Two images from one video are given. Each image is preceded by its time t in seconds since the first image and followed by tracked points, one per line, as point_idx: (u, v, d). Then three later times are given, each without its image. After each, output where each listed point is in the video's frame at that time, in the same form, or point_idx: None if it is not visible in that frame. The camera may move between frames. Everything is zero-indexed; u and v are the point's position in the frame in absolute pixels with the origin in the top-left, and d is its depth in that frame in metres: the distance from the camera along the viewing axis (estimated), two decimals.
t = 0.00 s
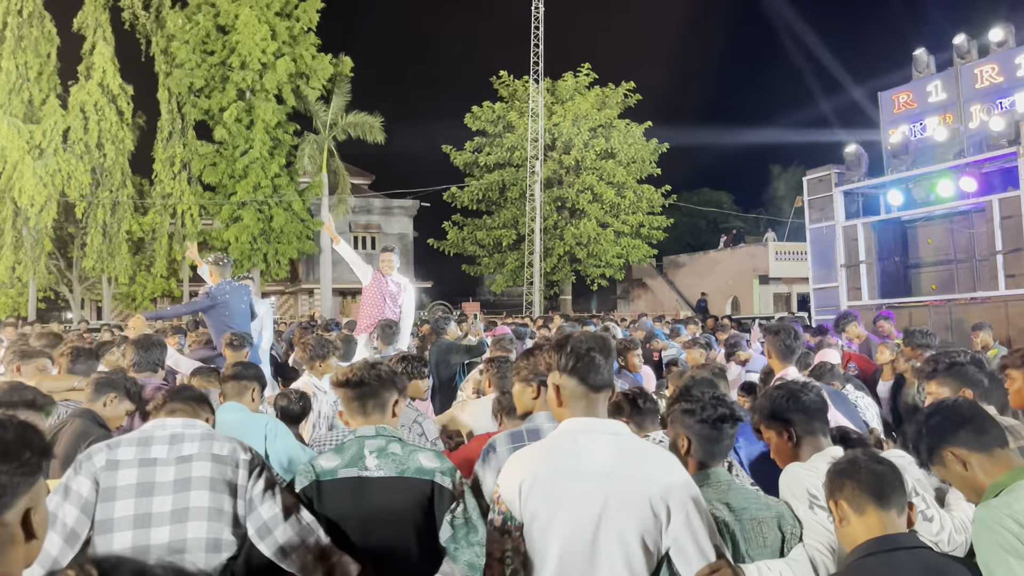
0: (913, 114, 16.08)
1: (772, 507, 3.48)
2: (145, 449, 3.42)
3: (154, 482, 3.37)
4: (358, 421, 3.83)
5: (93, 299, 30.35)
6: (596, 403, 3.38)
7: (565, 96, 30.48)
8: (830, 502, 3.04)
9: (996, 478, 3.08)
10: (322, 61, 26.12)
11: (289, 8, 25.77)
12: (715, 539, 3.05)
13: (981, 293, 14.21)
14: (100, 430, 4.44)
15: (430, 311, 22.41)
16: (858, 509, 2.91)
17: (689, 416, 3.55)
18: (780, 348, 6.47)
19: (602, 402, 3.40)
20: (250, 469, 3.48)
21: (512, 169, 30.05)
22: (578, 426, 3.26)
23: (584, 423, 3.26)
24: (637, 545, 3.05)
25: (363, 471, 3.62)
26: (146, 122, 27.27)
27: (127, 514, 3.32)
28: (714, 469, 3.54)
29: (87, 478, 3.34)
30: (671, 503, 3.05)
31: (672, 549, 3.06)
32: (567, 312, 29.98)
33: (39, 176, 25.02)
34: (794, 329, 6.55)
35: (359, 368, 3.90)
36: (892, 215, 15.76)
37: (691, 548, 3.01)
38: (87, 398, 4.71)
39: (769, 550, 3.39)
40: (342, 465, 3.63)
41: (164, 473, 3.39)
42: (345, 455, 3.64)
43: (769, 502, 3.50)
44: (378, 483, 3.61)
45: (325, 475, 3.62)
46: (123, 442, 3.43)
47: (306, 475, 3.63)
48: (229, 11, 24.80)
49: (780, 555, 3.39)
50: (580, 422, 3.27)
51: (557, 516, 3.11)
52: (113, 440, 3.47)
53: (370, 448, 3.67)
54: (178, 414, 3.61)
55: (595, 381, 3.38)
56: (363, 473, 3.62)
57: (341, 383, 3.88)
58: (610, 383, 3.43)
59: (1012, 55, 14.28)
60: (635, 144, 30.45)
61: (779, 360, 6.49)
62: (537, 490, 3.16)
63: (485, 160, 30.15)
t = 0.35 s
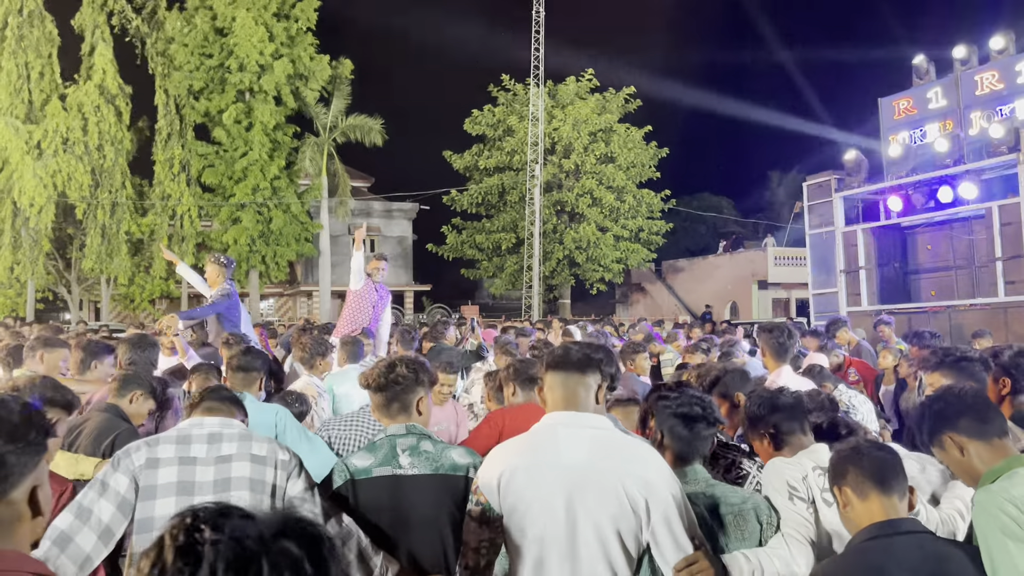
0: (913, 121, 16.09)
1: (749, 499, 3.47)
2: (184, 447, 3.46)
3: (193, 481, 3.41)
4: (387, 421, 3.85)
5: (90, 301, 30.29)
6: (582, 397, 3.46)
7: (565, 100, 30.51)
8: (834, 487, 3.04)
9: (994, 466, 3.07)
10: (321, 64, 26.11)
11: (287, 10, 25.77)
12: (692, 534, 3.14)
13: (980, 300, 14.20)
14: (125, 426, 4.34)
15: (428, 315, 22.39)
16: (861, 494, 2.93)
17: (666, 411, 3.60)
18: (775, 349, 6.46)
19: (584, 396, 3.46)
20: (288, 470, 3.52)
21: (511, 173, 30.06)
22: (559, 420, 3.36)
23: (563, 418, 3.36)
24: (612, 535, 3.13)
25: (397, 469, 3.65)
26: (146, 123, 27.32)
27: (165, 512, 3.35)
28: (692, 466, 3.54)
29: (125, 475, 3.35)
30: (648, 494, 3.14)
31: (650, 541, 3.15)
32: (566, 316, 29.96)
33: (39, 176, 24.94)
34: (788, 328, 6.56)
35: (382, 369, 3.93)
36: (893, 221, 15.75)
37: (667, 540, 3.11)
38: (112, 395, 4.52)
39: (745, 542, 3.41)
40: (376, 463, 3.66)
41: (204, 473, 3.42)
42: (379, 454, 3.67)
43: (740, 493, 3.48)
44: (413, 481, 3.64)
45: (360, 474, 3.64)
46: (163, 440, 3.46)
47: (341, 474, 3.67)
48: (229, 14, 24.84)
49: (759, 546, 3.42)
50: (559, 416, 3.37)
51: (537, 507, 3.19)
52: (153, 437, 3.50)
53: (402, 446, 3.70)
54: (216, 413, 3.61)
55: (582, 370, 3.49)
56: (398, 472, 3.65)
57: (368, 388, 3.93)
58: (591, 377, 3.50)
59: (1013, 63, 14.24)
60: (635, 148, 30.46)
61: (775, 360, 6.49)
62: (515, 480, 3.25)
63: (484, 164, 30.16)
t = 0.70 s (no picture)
0: (904, 129, 16.19)
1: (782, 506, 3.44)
2: (190, 451, 3.61)
3: (200, 484, 3.58)
4: (392, 423, 4.01)
5: (80, 304, 30.14)
6: (617, 396, 3.62)
7: (559, 107, 30.57)
8: (903, 490, 3.05)
9: None
10: (314, 69, 26.03)
11: (279, 14, 25.71)
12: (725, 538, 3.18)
13: (969, 308, 14.30)
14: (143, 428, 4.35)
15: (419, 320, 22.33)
16: (933, 499, 2.94)
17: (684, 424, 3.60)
18: (795, 356, 6.51)
19: (621, 395, 3.63)
20: (292, 469, 3.72)
21: (504, 179, 30.08)
22: (593, 421, 3.47)
23: (598, 419, 3.47)
24: (641, 533, 3.17)
25: (402, 470, 3.78)
26: (138, 126, 27.25)
27: (175, 515, 3.53)
28: (720, 478, 3.54)
29: (134, 480, 3.51)
30: (677, 495, 3.20)
31: (679, 545, 3.17)
32: (558, 322, 29.96)
33: (29, 179, 24.99)
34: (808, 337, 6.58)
35: (388, 374, 4.10)
36: (883, 229, 15.83)
37: (695, 545, 3.15)
38: (128, 399, 4.60)
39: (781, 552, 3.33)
40: (381, 465, 3.78)
41: (210, 476, 3.59)
42: (384, 456, 3.80)
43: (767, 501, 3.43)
44: (416, 482, 3.76)
45: (366, 475, 3.76)
46: (168, 444, 3.61)
47: (347, 475, 3.78)
48: (221, 17, 24.74)
49: (793, 552, 3.36)
50: (594, 418, 3.48)
51: (567, 499, 3.27)
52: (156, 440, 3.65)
53: (406, 448, 3.84)
54: (215, 415, 3.76)
55: (616, 376, 3.66)
56: (403, 472, 3.78)
57: (374, 392, 4.09)
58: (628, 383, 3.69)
59: (1002, 73, 14.39)
60: (628, 155, 30.53)
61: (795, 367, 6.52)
62: (546, 475, 3.33)
63: (477, 170, 30.17)
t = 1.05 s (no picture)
0: (890, 138, 16.30)
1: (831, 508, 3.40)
2: (178, 449, 3.63)
3: (188, 479, 3.59)
4: (377, 421, 4.17)
5: (65, 309, 29.93)
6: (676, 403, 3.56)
7: (548, 114, 30.65)
8: (975, 495, 3.09)
9: None
10: (304, 74, 25.99)
11: (270, 19, 25.68)
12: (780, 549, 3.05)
13: (953, 315, 14.44)
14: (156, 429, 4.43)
15: (406, 326, 22.31)
16: (1004, 506, 3.01)
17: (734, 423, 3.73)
18: (805, 355, 6.60)
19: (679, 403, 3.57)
20: (278, 466, 3.73)
21: (493, 186, 30.10)
22: (633, 433, 3.34)
23: (637, 431, 3.33)
24: (693, 548, 3.04)
25: (380, 470, 3.78)
26: (124, 129, 27.14)
27: (163, 510, 3.53)
28: (766, 479, 3.61)
29: (124, 477, 3.51)
30: (729, 507, 3.05)
31: (734, 556, 3.04)
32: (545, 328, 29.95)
33: (14, 182, 24.97)
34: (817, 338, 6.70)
35: (374, 373, 4.23)
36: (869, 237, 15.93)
37: (753, 555, 3.01)
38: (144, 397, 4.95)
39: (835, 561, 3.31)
40: (362, 464, 3.79)
41: (197, 473, 3.60)
42: (364, 455, 3.81)
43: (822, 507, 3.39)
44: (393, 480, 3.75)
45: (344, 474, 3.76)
46: (157, 443, 3.62)
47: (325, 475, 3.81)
48: (211, 20, 24.69)
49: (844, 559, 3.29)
50: (637, 429, 3.34)
51: (613, 514, 3.14)
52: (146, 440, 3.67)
53: (387, 447, 3.86)
54: (201, 418, 3.84)
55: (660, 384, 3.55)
56: (380, 471, 3.78)
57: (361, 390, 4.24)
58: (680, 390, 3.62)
59: (986, 83, 14.54)
60: (616, 163, 30.63)
61: (806, 368, 6.59)
62: (592, 491, 3.22)
63: (466, 177, 30.18)
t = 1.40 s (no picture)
0: (877, 145, 16.43)
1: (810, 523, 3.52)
2: (194, 457, 3.60)
3: (205, 487, 3.57)
4: (388, 427, 4.19)
5: (51, 313, 29.70)
6: (676, 411, 3.55)
7: (538, 119, 30.71)
8: (974, 498, 3.12)
9: None
10: (295, 79, 25.95)
11: (262, 23, 25.68)
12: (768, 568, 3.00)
13: (941, 322, 14.51)
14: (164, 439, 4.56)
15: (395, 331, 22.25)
16: (1004, 509, 3.02)
17: (724, 428, 3.74)
18: (786, 366, 6.61)
19: (678, 408, 3.56)
20: (295, 476, 3.68)
21: (483, 191, 30.11)
22: (629, 444, 3.28)
23: (634, 441, 3.27)
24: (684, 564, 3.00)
25: (395, 476, 3.84)
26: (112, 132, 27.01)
27: (180, 517, 3.51)
28: (747, 489, 3.66)
29: (140, 484, 3.48)
30: (721, 525, 3.00)
31: None
32: (534, 334, 29.94)
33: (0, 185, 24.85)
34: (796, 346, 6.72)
35: (388, 379, 4.26)
36: (857, 244, 15.99)
37: None
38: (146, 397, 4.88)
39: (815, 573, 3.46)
40: (376, 470, 3.85)
41: (214, 480, 3.58)
42: (378, 461, 3.86)
43: (801, 519, 3.54)
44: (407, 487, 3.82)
45: (360, 480, 3.84)
46: (173, 451, 3.59)
47: (342, 480, 3.88)
48: (204, 24, 24.61)
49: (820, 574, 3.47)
50: (636, 439, 3.28)
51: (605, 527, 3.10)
52: (161, 448, 3.63)
53: (401, 453, 3.90)
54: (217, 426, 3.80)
55: (666, 388, 3.55)
56: (394, 477, 3.83)
57: (374, 396, 4.25)
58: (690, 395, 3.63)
59: (973, 91, 14.70)
60: (606, 168, 30.72)
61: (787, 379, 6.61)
62: (586, 503, 3.17)
63: (457, 182, 30.19)
